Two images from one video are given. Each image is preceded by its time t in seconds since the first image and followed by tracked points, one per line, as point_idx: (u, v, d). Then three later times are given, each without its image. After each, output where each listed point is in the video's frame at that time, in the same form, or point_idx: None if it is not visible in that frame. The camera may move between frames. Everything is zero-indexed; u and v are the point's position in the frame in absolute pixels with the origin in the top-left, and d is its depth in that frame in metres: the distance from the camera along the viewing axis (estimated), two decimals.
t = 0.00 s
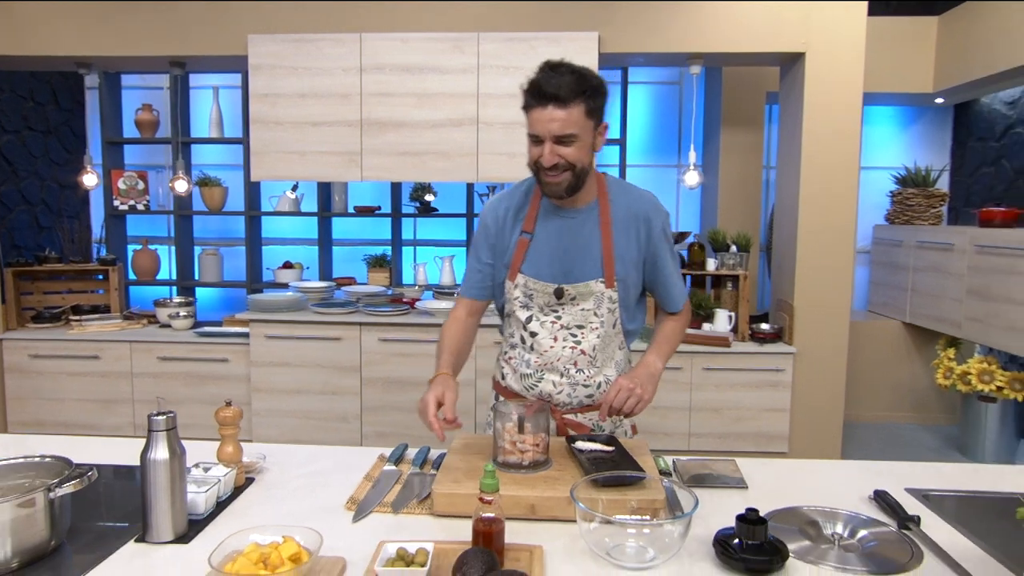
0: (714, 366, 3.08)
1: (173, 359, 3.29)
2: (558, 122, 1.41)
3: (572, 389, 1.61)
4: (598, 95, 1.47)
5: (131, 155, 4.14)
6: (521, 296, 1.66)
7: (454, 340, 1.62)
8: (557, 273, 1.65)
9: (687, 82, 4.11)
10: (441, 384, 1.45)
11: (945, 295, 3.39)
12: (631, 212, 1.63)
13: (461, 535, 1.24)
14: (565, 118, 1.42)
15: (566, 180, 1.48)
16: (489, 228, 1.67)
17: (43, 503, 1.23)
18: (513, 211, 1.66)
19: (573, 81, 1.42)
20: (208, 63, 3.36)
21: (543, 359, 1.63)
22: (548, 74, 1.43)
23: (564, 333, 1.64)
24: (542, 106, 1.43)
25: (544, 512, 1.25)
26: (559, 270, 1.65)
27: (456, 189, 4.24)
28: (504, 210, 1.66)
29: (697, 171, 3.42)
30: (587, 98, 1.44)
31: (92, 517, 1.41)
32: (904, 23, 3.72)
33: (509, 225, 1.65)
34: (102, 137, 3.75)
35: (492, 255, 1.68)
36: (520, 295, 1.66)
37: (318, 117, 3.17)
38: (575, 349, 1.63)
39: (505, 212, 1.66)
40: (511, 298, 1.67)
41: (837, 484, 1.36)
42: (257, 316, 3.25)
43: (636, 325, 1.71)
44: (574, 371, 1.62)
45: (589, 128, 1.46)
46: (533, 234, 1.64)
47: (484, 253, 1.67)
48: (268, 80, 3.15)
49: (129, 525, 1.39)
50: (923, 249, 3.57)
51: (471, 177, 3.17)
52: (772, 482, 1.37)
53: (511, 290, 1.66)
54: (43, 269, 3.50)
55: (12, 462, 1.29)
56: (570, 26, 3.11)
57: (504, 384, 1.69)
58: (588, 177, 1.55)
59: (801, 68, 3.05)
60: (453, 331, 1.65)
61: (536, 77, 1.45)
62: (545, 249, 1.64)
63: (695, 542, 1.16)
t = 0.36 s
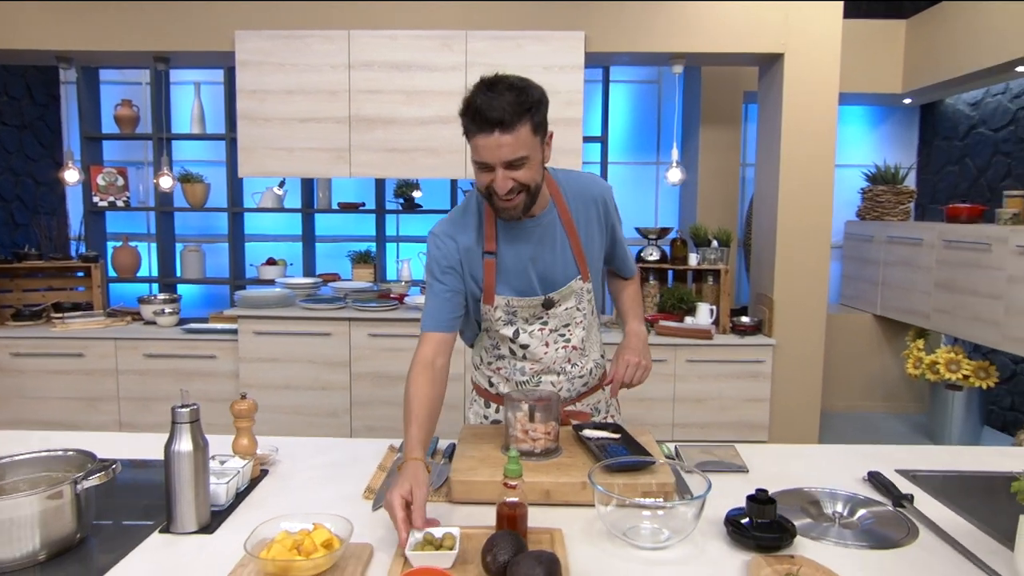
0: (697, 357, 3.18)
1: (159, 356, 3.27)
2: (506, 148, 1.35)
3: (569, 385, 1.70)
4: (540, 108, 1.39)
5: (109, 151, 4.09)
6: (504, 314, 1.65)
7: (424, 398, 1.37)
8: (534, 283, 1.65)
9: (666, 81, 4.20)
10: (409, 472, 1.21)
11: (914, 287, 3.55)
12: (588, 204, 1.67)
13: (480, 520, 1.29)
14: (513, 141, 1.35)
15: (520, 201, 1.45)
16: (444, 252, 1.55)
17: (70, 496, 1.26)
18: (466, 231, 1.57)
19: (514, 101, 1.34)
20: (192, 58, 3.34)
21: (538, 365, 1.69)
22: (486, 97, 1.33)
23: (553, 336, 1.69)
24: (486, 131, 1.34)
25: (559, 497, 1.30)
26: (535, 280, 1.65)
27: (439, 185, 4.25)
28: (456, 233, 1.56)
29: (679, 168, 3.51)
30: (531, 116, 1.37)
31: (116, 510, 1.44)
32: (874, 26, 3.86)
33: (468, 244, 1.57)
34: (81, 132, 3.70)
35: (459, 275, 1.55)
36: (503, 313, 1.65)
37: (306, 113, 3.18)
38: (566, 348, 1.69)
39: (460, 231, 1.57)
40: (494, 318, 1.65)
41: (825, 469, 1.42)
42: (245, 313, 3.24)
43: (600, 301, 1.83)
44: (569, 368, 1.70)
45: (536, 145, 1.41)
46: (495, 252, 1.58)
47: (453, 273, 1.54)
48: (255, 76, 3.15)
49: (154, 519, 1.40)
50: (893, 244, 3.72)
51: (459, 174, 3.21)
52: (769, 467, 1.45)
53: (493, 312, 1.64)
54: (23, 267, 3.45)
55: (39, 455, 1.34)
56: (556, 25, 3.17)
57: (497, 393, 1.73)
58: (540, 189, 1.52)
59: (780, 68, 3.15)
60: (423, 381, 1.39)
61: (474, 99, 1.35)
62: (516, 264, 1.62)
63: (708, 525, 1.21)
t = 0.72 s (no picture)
0: (681, 351, 3.26)
1: (142, 356, 3.24)
2: (539, 108, 1.44)
3: (579, 375, 1.74)
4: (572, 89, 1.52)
5: (85, 148, 4.01)
6: (518, 297, 1.69)
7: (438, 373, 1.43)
8: (549, 268, 1.70)
9: (645, 80, 4.27)
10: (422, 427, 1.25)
11: (885, 282, 3.69)
12: (606, 198, 1.74)
13: (498, 511, 1.32)
14: (547, 104, 1.45)
15: (542, 170, 1.49)
16: (466, 235, 1.61)
17: (90, 495, 1.27)
18: (491, 214, 1.64)
19: (554, 71, 1.46)
20: (174, 54, 3.30)
21: (549, 353, 1.73)
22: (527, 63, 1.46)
23: (565, 325, 1.73)
24: (523, 91, 1.44)
25: (573, 487, 1.34)
26: (551, 265, 1.69)
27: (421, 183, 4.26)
28: (479, 217, 1.63)
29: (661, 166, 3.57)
30: (565, 88, 1.48)
31: (131, 511, 1.44)
32: (845, 28, 3.98)
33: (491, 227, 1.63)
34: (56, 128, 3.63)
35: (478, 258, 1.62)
36: (518, 296, 1.69)
37: (292, 110, 3.17)
38: (578, 337, 1.73)
39: (483, 216, 1.63)
40: (509, 300, 1.69)
41: (826, 457, 1.51)
42: (231, 311, 3.22)
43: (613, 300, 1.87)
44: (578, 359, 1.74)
45: (565, 118, 1.50)
46: (515, 235, 1.64)
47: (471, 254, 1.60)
48: (240, 72, 3.13)
49: (172, 518, 1.40)
50: (865, 240, 3.85)
51: (446, 171, 3.23)
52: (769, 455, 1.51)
53: (509, 293, 1.69)
54: None
55: (59, 455, 1.35)
56: (542, 25, 3.21)
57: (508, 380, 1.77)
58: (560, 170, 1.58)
59: (760, 69, 3.24)
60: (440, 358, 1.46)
61: (516, 65, 1.47)
62: (534, 247, 1.67)
63: (721, 512, 1.26)
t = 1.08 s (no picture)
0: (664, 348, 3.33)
1: (124, 358, 3.18)
2: (639, 111, 1.64)
3: (642, 362, 1.79)
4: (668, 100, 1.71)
5: (55, 146, 3.91)
6: (590, 280, 1.77)
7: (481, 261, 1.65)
8: (620, 256, 1.80)
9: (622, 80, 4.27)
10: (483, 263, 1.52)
11: (858, 279, 3.82)
12: (677, 201, 1.87)
13: (516, 512, 1.34)
14: (647, 109, 1.65)
15: (632, 166, 1.69)
16: (553, 206, 1.76)
17: (107, 504, 1.25)
18: (575, 196, 1.78)
19: (655, 79, 1.66)
20: (153, 51, 3.25)
21: (615, 338, 1.75)
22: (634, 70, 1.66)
23: (632, 312, 1.78)
24: (627, 95, 1.64)
25: (589, 487, 1.38)
26: (623, 254, 1.80)
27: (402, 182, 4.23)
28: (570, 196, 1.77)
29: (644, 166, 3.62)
30: (662, 98, 1.68)
31: (145, 517, 1.43)
32: (818, 32, 4.08)
33: (571, 206, 1.77)
34: (27, 126, 3.53)
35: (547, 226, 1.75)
36: (589, 279, 1.76)
37: (276, 109, 3.14)
38: (642, 325, 1.77)
39: (571, 195, 1.77)
40: (579, 282, 1.76)
41: (823, 458, 1.57)
42: (215, 311, 3.18)
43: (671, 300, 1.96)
44: (641, 347, 1.77)
45: (659, 123, 1.70)
46: (593, 221, 1.77)
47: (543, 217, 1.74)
48: (223, 70, 3.09)
49: (193, 523, 1.40)
50: (839, 238, 3.98)
51: (433, 171, 3.24)
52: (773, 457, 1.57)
53: (580, 275, 1.76)
54: None
55: (72, 464, 1.32)
56: (527, 24, 3.23)
57: (570, 366, 1.79)
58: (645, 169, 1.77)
59: (741, 70, 3.32)
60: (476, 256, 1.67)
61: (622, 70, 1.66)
62: (609, 235, 1.79)
63: (738, 508, 1.34)
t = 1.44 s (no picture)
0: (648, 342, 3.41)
1: (107, 358, 3.14)
2: (720, 117, 1.73)
3: (693, 347, 1.91)
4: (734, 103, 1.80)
5: (28, 143, 3.83)
6: (648, 269, 1.88)
7: (613, 292, 1.76)
8: (677, 245, 1.91)
9: (602, 78, 4.30)
10: (657, 300, 1.63)
11: (832, 273, 3.95)
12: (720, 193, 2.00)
13: (531, 501, 1.37)
14: (725, 116, 1.75)
15: (701, 167, 1.79)
16: (613, 204, 1.85)
17: (129, 501, 1.26)
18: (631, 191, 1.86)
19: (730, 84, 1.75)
20: (133, 47, 3.21)
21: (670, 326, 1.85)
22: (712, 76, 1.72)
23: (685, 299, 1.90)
24: (711, 102, 1.72)
25: (600, 474, 1.43)
26: (680, 243, 1.91)
27: (384, 179, 4.23)
28: (627, 192, 1.85)
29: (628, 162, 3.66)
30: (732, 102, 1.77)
31: (159, 518, 1.42)
32: (791, 32, 4.19)
33: (627, 199, 1.85)
34: None
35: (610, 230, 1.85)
36: (647, 269, 1.87)
37: (261, 106, 3.12)
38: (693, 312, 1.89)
39: (628, 189, 1.85)
40: (639, 272, 1.87)
41: (817, 446, 1.65)
42: (201, 310, 3.15)
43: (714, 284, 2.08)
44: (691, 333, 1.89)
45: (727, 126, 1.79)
46: (651, 212, 1.86)
47: (604, 223, 1.84)
48: (208, 67, 3.07)
49: (209, 522, 1.40)
50: (813, 233, 4.10)
51: (420, 168, 3.26)
52: (771, 447, 1.63)
53: (641, 264, 1.87)
54: None
55: (90, 461, 1.34)
56: (512, 23, 3.26)
57: (626, 355, 1.91)
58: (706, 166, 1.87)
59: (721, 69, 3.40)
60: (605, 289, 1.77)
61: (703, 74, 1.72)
62: (667, 225, 1.88)
63: (745, 492, 1.43)
